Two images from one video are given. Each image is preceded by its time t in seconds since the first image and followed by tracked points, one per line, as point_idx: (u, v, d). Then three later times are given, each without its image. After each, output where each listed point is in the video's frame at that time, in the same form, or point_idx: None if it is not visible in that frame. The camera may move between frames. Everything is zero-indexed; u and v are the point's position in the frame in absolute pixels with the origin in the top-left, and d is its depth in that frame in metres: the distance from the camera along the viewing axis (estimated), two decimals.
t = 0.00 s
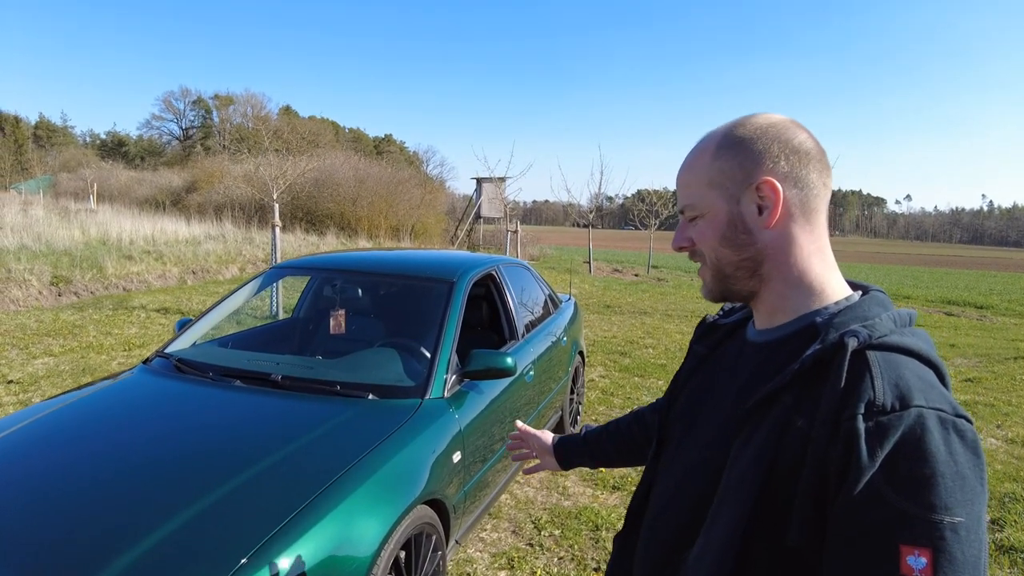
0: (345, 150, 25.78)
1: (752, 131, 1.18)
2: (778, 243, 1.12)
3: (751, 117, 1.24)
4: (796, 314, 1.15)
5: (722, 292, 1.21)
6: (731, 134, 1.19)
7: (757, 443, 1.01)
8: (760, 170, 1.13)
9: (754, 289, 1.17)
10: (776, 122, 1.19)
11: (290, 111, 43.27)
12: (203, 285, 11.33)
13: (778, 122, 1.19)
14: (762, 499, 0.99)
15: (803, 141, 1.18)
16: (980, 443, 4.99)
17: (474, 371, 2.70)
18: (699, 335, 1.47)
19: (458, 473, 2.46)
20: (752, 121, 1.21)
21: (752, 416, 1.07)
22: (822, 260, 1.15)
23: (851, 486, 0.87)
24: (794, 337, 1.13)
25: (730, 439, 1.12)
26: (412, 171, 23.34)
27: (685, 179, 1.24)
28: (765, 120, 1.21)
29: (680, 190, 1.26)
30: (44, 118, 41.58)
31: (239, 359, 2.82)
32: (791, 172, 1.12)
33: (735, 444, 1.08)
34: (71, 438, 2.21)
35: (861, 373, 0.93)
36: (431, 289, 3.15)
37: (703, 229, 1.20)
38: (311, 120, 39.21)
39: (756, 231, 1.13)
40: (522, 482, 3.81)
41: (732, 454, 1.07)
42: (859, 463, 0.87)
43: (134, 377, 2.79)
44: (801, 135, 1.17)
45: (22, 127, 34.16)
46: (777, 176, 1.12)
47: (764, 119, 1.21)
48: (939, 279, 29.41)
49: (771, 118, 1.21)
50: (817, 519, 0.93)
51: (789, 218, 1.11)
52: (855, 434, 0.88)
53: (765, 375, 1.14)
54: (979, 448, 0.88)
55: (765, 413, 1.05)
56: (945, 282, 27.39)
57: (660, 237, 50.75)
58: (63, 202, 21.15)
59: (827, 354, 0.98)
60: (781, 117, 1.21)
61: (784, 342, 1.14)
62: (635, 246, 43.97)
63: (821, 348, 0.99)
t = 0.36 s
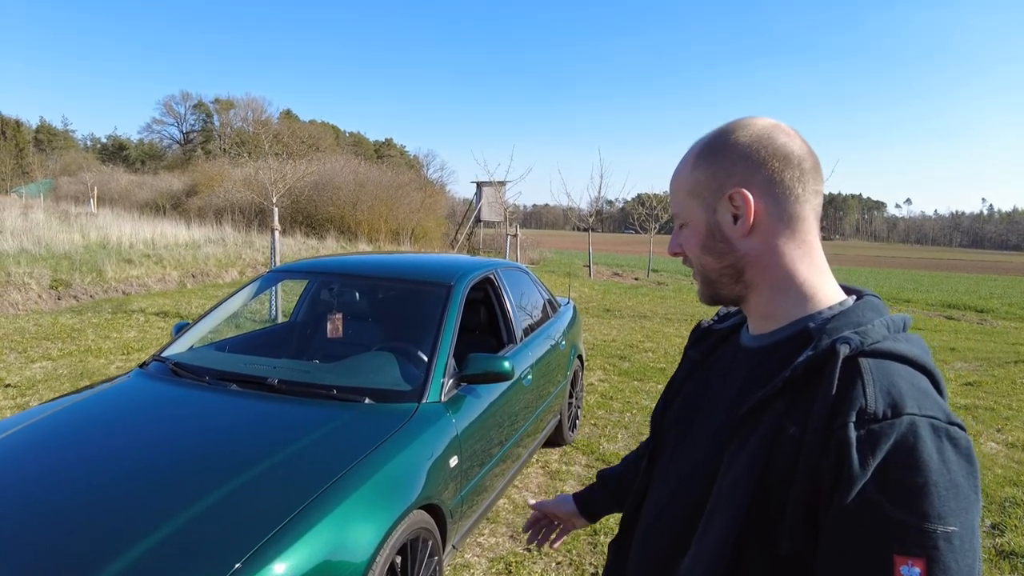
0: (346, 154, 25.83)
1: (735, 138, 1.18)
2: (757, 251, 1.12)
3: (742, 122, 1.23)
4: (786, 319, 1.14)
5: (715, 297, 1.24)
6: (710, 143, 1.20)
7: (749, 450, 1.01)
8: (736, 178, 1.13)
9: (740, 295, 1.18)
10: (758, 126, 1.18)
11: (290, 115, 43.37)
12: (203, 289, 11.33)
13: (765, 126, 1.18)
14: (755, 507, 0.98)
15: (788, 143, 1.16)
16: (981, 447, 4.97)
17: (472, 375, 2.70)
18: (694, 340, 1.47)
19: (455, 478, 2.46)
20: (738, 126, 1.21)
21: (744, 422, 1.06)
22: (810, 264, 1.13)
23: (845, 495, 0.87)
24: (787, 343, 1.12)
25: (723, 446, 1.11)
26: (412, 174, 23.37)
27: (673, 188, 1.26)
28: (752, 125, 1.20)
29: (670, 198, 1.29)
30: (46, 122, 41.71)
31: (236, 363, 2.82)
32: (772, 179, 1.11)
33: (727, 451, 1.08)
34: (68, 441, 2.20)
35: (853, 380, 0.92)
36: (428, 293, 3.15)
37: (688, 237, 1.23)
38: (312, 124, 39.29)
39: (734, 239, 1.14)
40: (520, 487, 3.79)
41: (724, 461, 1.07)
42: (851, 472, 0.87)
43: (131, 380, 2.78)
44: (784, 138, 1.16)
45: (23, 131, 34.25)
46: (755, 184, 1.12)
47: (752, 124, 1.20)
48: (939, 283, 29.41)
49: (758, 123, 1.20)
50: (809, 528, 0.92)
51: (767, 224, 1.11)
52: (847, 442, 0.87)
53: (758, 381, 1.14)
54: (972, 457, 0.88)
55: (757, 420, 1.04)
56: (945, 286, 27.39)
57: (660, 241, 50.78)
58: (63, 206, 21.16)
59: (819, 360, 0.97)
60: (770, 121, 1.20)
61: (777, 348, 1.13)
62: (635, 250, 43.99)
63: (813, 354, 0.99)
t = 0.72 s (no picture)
0: (346, 156, 25.84)
1: (722, 140, 1.19)
2: (745, 252, 1.13)
3: (730, 125, 1.24)
4: (777, 319, 1.14)
5: (707, 298, 1.24)
6: (700, 145, 1.21)
7: (734, 448, 1.01)
8: (724, 180, 1.14)
9: (730, 295, 1.18)
10: (746, 128, 1.19)
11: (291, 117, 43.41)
12: (203, 291, 11.34)
13: (753, 128, 1.19)
14: (740, 503, 0.98)
15: (776, 144, 1.17)
16: (981, 449, 4.97)
17: (471, 376, 2.70)
18: (693, 342, 1.47)
19: (454, 480, 2.45)
20: (726, 129, 1.22)
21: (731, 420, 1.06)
22: (801, 264, 1.13)
23: (823, 490, 0.87)
24: (776, 341, 1.12)
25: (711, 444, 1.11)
26: (412, 176, 23.38)
27: (663, 191, 1.27)
28: (740, 127, 1.21)
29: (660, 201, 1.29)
30: (47, 124, 41.77)
31: (235, 364, 2.81)
32: (760, 179, 1.12)
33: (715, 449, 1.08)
34: (68, 442, 2.21)
35: (835, 375, 0.93)
36: (427, 294, 3.15)
37: (678, 238, 1.23)
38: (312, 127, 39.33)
39: (723, 240, 1.14)
40: (519, 489, 3.78)
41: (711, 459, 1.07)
42: (829, 467, 0.87)
43: (130, 382, 2.78)
44: (772, 139, 1.16)
45: (24, 134, 34.31)
46: (742, 184, 1.12)
47: (740, 126, 1.21)
48: (940, 284, 29.41)
49: (746, 125, 1.20)
50: (791, 525, 0.92)
51: (755, 224, 1.11)
52: (826, 437, 0.88)
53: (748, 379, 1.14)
54: (957, 451, 0.87)
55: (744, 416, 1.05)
56: (945, 288, 27.37)
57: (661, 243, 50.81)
58: (64, 208, 21.18)
59: (802, 357, 0.98)
60: (758, 123, 1.21)
61: (767, 347, 1.13)
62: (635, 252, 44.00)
63: (797, 351, 0.99)
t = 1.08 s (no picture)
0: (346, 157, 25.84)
1: (735, 134, 1.17)
2: (758, 247, 1.12)
3: (738, 120, 1.24)
4: (780, 317, 1.14)
5: (708, 295, 1.23)
6: (713, 137, 1.19)
7: (731, 447, 1.01)
8: (742, 173, 1.12)
9: (737, 292, 1.17)
10: (760, 123, 1.18)
11: (291, 118, 43.45)
12: (203, 291, 11.34)
13: (764, 125, 1.19)
14: (737, 501, 0.98)
15: (786, 142, 1.17)
16: (981, 450, 4.96)
17: (471, 377, 2.70)
18: (692, 342, 1.47)
19: (454, 481, 2.45)
20: (737, 123, 1.21)
21: (728, 419, 1.07)
22: (807, 263, 1.14)
23: (821, 487, 0.87)
24: (777, 340, 1.12)
25: (709, 443, 1.11)
26: (412, 177, 23.39)
27: (670, 183, 1.24)
28: (751, 123, 1.20)
29: (667, 191, 1.26)
30: (47, 125, 41.79)
31: (235, 365, 2.81)
32: (777, 176, 1.11)
33: (712, 448, 1.08)
34: (67, 442, 2.20)
35: (833, 375, 0.93)
36: (428, 295, 3.15)
37: (686, 231, 1.21)
38: (313, 127, 39.35)
39: (739, 234, 1.12)
40: (519, 490, 3.78)
41: (709, 458, 1.07)
42: (826, 465, 0.87)
43: (129, 382, 2.78)
44: (783, 137, 1.17)
45: (24, 136, 34.35)
46: (762, 179, 1.11)
47: (750, 122, 1.20)
48: (940, 285, 29.42)
49: (755, 122, 1.20)
50: (788, 526, 0.92)
51: (772, 222, 1.10)
52: (823, 436, 0.88)
53: (746, 378, 1.14)
54: (954, 452, 0.87)
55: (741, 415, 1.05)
56: (945, 289, 27.35)
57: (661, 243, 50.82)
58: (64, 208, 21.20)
59: (800, 356, 0.98)
60: (766, 120, 1.21)
61: (767, 346, 1.13)
62: (636, 253, 44.01)
63: (796, 350, 0.99)
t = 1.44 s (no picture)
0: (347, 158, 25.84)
1: (718, 142, 1.19)
2: (747, 255, 1.13)
3: (725, 127, 1.25)
4: (780, 321, 1.14)
5: (708, 302, 1.24)
6: (697, 148, 1.21)
7: (741, 452, 1.01)
8: (724, 183, 1.14)
9: (733, 298, 1.18)
10: (743, 131, 1.19)
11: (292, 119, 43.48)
12: (203, 292, 11.36)
13: (747, 130, 1.20)
14: (747, 506, 0.99)
15: (772, 144, 1.18)
16: (982, 451, 4.96)
17: (471, 377, 2.70)
18: (691, 344, 1.47)
19: (454, 482, 2.45)
20: (721, 131, 1.22)
21: (736, 423, 1.06)
22: (801, 264, 1.13)
23: (834, 494, 0.87)
24: (780, 343, 1.11)
25: (716, 446, 1.11)
26: (413, 178, 23.40)
27: (661, 197, 1.27)
28: (734, 129, 1.21)
29: (660, 206, 1.29)
30: (48, 125, 41.83)
31: (235, 366, 2.81)
32: (758, 181, 1.12)
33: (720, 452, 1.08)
34: (68, 442, 2.21)
35: (845, 381, 0.93)
36: (428, 296, 3.15)
37: (679, 244, 1.23)
38: (313, 128, 39.35)
39: (726, 242, 1.14)
40: (519, 490, 3.79)
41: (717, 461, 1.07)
42: (841, 472, 0.86)
43: (129, 383, 2.79)
44: (767, 140, 1.17)
45: (25, 137, 34.38)
46: (742, 186, 1.13)
47: (733, 128, 1.21)
48: (941, 286, 29.42)
49: (739, 127, 1.21)
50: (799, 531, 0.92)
51: (757, 227, 1.11)
52: (837, 443, 0.88)
53: (750, 381, 1.14)
54: (965, 458, 0.88)
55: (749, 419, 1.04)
56: (946, 289, 27.33)
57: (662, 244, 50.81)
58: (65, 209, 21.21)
59: (809, 361, 0.98)
60: (751, 124, 1.22)
61: (768, 349, 1.13)
62: (636, 254, 44.00)
63: (805, 354, 0.99)
